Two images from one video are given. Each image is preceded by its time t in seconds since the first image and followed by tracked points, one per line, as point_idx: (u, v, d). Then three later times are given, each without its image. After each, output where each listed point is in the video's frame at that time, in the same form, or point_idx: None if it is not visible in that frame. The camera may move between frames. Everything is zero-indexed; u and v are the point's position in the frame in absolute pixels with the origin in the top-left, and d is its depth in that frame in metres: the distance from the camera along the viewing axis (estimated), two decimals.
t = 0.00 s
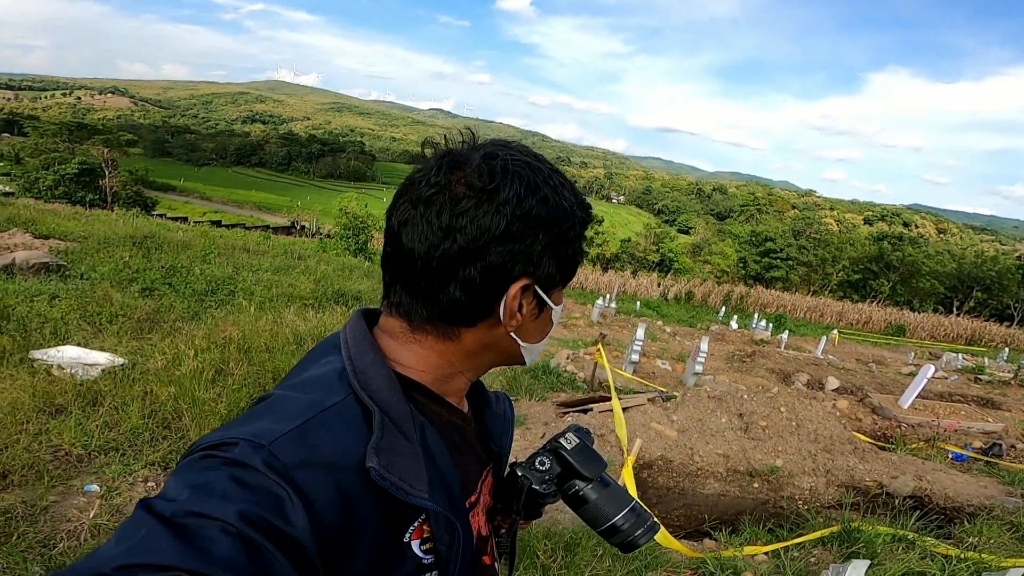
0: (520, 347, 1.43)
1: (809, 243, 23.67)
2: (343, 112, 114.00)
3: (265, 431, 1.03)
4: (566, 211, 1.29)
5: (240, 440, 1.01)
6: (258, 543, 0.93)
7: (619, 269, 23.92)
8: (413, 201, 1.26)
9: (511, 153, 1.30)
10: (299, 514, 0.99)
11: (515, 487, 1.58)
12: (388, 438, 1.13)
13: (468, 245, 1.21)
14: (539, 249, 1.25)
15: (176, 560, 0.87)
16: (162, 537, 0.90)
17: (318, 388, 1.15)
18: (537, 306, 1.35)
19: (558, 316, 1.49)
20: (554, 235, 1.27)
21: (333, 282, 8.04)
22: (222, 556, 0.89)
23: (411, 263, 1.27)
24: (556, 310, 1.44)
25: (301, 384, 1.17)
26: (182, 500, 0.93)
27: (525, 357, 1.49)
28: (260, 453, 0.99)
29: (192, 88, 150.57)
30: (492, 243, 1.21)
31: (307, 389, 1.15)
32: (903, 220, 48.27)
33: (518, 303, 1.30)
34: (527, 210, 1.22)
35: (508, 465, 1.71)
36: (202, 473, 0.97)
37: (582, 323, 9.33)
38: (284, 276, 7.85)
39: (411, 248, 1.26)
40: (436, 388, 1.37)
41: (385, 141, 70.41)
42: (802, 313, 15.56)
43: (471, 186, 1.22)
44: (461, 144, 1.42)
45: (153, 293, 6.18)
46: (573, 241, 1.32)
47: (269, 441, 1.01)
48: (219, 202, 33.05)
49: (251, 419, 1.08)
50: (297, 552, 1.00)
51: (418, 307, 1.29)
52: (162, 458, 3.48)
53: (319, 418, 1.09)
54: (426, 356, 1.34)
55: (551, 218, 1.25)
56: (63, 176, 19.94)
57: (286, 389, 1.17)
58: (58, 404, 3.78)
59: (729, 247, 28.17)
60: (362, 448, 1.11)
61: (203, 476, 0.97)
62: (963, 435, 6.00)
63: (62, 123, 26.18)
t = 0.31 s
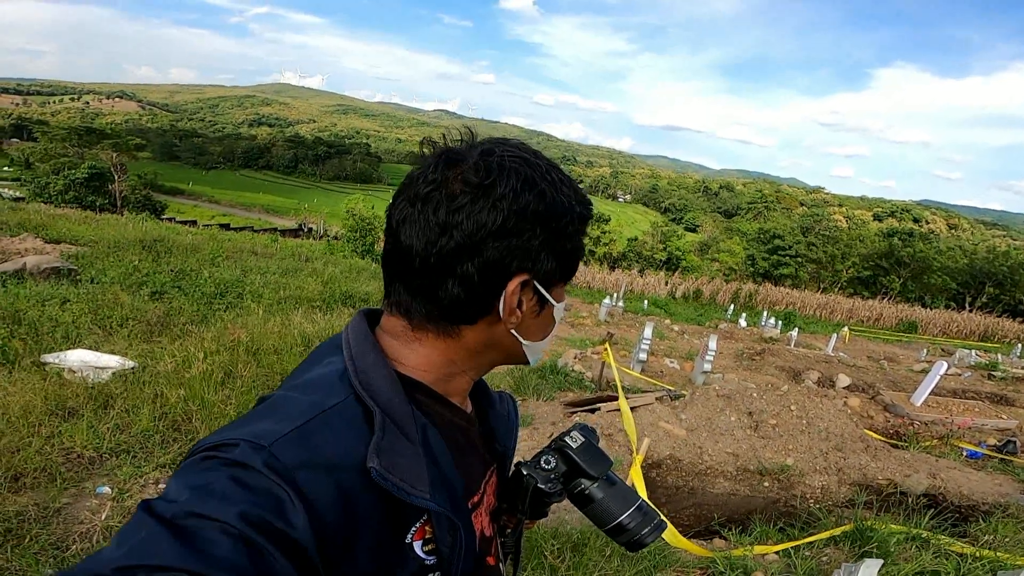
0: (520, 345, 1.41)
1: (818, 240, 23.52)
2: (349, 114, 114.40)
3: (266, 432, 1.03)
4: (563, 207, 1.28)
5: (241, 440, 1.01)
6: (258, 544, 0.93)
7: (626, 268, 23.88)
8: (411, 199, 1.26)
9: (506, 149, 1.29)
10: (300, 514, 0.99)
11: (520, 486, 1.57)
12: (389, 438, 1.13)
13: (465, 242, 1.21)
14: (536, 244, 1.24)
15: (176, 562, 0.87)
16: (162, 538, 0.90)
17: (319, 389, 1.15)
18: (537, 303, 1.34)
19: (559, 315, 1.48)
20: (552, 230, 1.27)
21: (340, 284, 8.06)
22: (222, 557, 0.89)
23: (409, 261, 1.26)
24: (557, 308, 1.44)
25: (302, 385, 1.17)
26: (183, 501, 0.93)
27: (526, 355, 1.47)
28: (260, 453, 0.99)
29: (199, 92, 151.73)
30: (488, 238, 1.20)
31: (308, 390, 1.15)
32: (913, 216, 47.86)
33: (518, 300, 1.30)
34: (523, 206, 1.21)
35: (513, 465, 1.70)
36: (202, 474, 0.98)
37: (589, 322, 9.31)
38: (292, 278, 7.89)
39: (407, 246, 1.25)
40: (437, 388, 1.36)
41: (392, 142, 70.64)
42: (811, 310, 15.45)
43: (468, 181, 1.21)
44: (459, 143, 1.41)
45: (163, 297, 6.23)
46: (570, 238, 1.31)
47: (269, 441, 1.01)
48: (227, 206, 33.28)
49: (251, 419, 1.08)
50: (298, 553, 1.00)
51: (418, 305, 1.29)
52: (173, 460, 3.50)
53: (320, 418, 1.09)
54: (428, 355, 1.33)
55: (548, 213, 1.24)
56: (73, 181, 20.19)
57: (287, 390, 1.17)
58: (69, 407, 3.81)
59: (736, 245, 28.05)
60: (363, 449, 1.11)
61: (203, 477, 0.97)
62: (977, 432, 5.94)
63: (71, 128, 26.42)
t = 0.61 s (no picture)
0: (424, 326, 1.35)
1: (826, 229, 23.36)
2: (352, 112, 114.40)
3: (271, 433, 1.03)
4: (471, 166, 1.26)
5: (245, 442, 1.02)
6: (261, 547, 0.93)
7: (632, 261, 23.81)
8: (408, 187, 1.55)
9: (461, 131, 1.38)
10: (303, 518, 0.98)
11: (529, 484, 1.56)
12: (392, 440, 1.12)
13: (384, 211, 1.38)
14: (426, 206, 1.27)
15: (179, 562, 0.88)
16: (167, 540, 0.91)
17: (325, 389, 1.15)
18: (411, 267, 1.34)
19: (458, 295, 1.33)
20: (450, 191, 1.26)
21: (348, 282, 8.09)
22: (224, 559, 0.90)
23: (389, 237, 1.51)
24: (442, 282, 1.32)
25: (309, 385, 1.18)
26: (188, 503, 0.94)
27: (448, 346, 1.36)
28: (264, 456, 0.99)
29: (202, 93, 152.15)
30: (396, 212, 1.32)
31: (312, 390, 1.15)
32: (922, 203, 47.47)
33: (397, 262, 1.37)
34: (418, 175, 1.28)
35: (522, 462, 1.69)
36: (208, 475, 0.99)
37: (597, 316, 9.30)
38: (299, 277, 7.92)
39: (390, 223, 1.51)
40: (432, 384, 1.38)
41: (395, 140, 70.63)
42: (820, 299, 15.37)
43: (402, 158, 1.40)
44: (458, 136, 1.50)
45: (172, 298, 6.27)
46: (460, 197, 1.25)
47: (273, 443, 1.01)
48: (233, 206, 33.42)
49: (258, 420, 1.09)
50: (301, 555, 1.00)
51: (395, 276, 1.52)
52: (186, 460, 3.53)
53: (325, 419, 1.08)
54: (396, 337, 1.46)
55: (446, 179, 1.26)
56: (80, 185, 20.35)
57: (294, 390, 1.18)
58: (83, 410, 3.84)
59: (743, 235, 27.92)
60: (366, 450, 1.10)
61: (209, 479, 0.98)
62: (992, 421, 5.90)
63: (77, 132, 26.57)
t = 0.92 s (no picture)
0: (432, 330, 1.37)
1: (810, 216, 23.63)
2: (334, 107, 113.24)
3: (277, 434, 1.04)
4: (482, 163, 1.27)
5: (251, 444, 1.03)
6: (268, 548, 0.94)
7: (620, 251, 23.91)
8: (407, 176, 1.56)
9: (470, 127, 1.38)
10: (309, 519, 0.99)
11: (546, 478, 1.59)
12: (399, 442, 1.14)
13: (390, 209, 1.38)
14: (435, 206, 1.28)
15: (185, 561, 0.89)
16: (173, 539, 0.92)
17: (332, 390, 1.16)
18: (418, 274, 1.35)
19: (466, 300, 1.33)
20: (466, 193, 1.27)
21: (338, 279, 8.05)
22: (231, 560, 0.91)
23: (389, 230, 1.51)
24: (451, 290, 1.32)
25: (316, 386, 1.19)
26: (195, 505, 0.95)
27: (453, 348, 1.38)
28: (269, 458, 1.00)
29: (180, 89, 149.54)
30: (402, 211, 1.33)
31: (319, 391, 1.16)
32: (903, 190, 48.16)
33: (403, 266, 1.39)
34: (424, 172, 1.29)
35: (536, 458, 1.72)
36: (214, 477, 1.00)
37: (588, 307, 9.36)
38: (288, 276, 7.86)
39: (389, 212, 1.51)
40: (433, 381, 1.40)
41: (379, 136, 70.03)
42: (807, 286, 15.56)
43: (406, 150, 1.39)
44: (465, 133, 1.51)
45: (159, 300, 6.20)
46: (469, 198, 1.26)
47: (278, 444, 1.02)
48: (217, 206, 33.02)
49: (264, 421, 1.10)
50: (308, 557, 1.00)
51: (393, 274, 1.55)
52: (183, 463, 3.51)
53: (331, 421, 1.09)
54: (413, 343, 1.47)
55: (450, 175, 1.27)
56: (58, 187, 19.97)
57: (302, 390, 1.19)
58: (75, 414, 3.80)
59: (729, 224, 28.14)
60: (373, 452, 1.11)
61: (215, 481, 0.99)
62: (979, 406, 6.04)
63: (53, 132, 26.00)
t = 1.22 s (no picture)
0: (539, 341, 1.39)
1: (795, 205, 23.88)
2: (315, 106, 112.29)
3: (272, 436, 1.04)
4: (594, 193, 1.31)
5: (245, 446, 1.03)
6: (265, 550, 0.94)
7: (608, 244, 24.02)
8: (419, 185, 1.24)
9: (515, 129, 1.30)
10: (306, 521, 1.00)
11: (543, 473, 1.61)
12: (398, 441, 1.13)
13: (506, 241, 1.21)
14: (534, 223, 1.22)
15: (183, 565, 0.89)
16: (170, 542, 0.92)
17: (327, 391, 1.16)
18: (550, 295, 1.31)
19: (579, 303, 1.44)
20: (584, 224, 1.31)
21: (327, 280, 8.01)
22: (228, 562, 0.91)
23: (434, 260, 1.24)
24: (577, 298, 1.40)
25: (311, 386, 1.19)
26: (190, 508, 0.95)
27: (549, 351, 1.44)
28: (265, 459, 1.01)
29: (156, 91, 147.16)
30: (478, 226, 1.19)
31: (314, 391, 1.17)
32: (884, 177, 48.86)
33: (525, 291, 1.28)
34: (509, 186, 1.19)
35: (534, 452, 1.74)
36: (209, 479, 1.00)
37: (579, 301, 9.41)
38: (277, 278, 7.81)
39: (432, 240, 1.22)
40: (455, 387, 1.37)
41: (362, 134, 69.48)
42: (794, 274, 15.74)
43: (503, 171, 1.20)
44: (460, 123, 1.40)
45: (146, 306, 6.13)
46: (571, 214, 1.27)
47: (274, 446, 1.03)
48: (199, 210, 32.64)
49: (259, 423, 1.10)
50: (305, 558, 1.01)
51: (418, 300, 1.29)
52: (179, 467, 3.49)
53: (326, 421, 1.10)
54: (435, 353, 1.34)
55: (542, 192, 1.22)
56: (36, 194, 19.60)
57: (297, 391, 1.19)
58: (66, 422, 3.76)
59: (715, 214, 28.36)
60: (372, 453, 1.11)
61: (210, 483, 0.99)
62: (966, 389, 6.17)
63: (28, 138, 25.48)
